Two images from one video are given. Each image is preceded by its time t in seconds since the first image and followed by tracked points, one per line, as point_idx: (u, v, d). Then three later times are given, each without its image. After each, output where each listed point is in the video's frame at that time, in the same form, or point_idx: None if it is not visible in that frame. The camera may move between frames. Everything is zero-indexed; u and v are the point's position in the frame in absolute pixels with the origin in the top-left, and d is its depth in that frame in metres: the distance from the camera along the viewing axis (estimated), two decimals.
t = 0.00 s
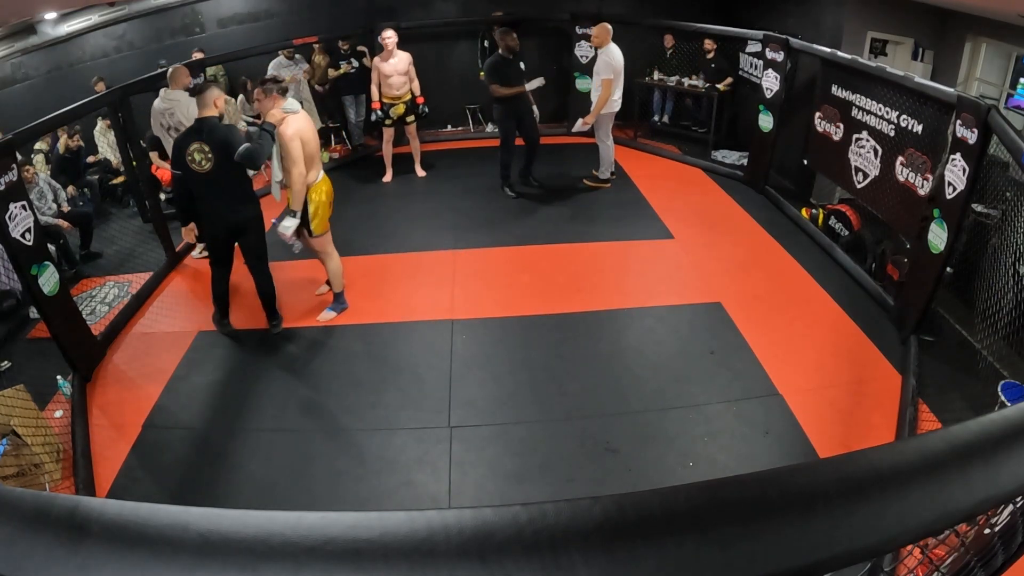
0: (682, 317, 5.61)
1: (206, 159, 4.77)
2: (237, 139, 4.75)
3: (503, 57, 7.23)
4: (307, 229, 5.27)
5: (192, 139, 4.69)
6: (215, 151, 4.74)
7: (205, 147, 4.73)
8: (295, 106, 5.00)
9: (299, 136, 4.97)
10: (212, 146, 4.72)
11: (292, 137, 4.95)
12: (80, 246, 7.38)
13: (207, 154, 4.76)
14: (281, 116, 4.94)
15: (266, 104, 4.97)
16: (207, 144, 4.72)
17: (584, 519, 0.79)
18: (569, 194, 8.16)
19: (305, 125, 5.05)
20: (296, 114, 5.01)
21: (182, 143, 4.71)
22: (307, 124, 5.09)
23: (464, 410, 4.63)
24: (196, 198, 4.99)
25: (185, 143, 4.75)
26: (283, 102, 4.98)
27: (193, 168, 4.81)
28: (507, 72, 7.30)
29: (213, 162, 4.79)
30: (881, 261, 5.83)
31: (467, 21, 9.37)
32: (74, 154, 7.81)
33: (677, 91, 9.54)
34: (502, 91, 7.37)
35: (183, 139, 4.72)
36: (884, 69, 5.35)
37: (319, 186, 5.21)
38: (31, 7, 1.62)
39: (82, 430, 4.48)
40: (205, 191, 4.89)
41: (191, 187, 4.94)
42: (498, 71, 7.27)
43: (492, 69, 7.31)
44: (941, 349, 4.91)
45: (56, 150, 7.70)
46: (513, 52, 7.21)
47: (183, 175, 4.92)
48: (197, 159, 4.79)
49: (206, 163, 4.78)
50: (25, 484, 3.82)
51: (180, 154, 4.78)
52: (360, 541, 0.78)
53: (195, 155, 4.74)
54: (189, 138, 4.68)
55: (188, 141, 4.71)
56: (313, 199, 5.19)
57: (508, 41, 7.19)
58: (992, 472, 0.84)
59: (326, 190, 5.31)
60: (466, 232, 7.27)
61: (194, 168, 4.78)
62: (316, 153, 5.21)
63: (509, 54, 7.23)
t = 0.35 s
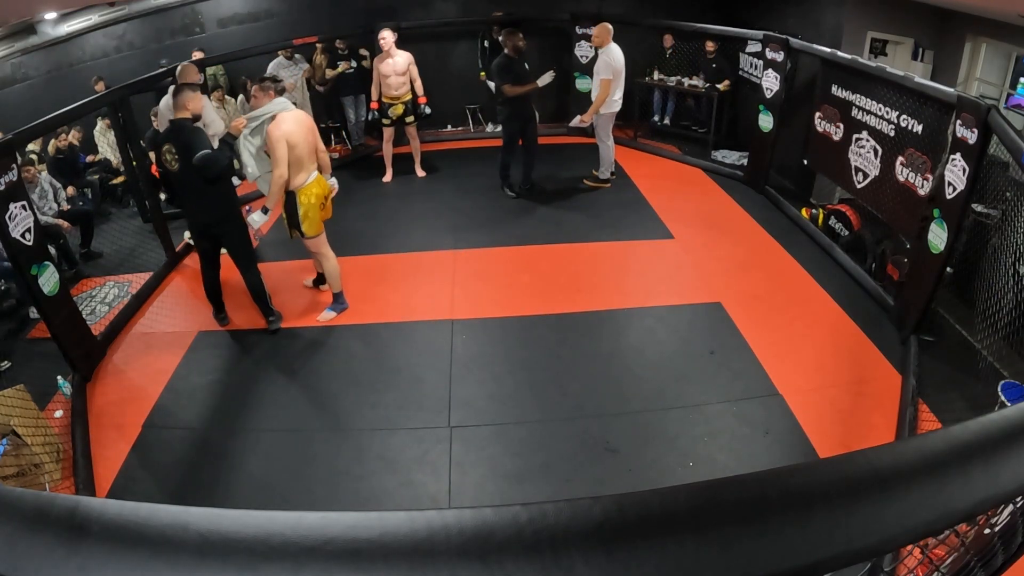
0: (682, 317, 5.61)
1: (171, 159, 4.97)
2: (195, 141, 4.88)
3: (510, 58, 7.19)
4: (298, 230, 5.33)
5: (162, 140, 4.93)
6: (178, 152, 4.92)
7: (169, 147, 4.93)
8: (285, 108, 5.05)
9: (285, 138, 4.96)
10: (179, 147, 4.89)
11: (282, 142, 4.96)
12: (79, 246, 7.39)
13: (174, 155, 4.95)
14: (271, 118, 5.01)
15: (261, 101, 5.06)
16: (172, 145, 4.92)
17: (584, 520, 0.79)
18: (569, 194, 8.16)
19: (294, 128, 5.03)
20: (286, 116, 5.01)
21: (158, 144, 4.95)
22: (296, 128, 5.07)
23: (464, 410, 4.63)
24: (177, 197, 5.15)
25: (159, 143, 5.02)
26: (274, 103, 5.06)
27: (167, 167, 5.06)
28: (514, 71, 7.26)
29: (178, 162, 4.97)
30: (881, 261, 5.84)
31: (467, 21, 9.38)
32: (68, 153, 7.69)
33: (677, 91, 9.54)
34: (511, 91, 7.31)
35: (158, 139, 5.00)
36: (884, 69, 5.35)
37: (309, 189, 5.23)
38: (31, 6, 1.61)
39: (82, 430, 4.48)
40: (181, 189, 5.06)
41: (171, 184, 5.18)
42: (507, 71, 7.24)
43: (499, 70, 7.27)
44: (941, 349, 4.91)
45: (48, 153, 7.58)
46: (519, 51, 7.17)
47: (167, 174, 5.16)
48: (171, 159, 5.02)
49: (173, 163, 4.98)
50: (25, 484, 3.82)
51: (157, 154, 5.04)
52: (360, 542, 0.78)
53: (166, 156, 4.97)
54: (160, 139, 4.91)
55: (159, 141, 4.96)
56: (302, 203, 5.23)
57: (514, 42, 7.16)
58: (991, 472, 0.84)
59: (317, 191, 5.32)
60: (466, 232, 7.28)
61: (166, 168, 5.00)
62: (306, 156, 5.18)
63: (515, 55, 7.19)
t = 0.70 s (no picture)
0: (682, 317, 5.61)
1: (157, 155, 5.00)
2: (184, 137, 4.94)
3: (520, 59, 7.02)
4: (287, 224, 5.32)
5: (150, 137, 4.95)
6: (165, 147, 4.96)
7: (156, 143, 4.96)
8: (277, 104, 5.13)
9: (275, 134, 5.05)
10: (167, 143, 4.93)
11: (268, 134, 5.05)
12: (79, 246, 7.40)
13: (162, 153, 4.98)
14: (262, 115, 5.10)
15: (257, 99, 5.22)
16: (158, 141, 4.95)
17: (584, 520, 0.79)
18: (568, 194, 8.16)
19: (283, 123, 5.10)
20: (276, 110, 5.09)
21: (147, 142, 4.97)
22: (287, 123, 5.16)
23: (464, 410, 4.63)
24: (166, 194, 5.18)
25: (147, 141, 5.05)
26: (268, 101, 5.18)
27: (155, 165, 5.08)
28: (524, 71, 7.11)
29: (166, 158, 5.00)
30: (881, 261, 5.83)
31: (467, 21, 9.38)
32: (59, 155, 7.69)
33: (677, 91, 9.54)
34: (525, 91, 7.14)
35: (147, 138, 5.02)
36: (884, 69, 5.35)
37: (298, 182, 5.22)
38: (32, 6, 1.62)
39: (82, 430, 4.48)
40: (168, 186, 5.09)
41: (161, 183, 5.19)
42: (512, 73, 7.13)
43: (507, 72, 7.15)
44: (941, 349, 4.91)
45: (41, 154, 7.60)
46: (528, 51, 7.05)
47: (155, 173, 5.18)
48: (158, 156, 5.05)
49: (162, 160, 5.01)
50: (25, 484, 3.82)
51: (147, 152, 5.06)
52: (360, 541, 0.78)
53: (154, 153, 4.98)
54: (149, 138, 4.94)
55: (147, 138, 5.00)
56: (290, 195, 5.22)
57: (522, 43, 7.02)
58: (991, 472, 0.84)
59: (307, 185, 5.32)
60: (466, 232, 7.28)
61: (155, 166, 5.02)
62: (296, 151, 5.22)
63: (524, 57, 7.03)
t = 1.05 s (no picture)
0: (682, 317, 5.61)
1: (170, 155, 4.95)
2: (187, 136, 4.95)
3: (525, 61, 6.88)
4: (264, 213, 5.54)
5: (156, 139, 4.87)
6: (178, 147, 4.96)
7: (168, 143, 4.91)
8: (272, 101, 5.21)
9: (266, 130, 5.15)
10: (174, 141, 4.93)
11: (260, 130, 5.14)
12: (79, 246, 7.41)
13: (171, 153, 4.94)
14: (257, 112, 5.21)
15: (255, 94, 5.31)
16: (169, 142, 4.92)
17: (585, 520, 0.79)
18: (568, 194, 8.17)
19: (275, 121, 5.19)
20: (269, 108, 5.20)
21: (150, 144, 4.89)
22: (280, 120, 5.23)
23: (464, 410, 4.63)
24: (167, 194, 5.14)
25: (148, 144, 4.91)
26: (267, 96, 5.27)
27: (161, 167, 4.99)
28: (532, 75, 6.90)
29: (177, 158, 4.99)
30: (881, 261, 5.83)
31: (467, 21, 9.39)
32: (62, 155, 7.74)
33: (677, 91, 9.53)
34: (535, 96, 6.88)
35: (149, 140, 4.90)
36: (884, 69, 5.35)
37: (281, 179, 5.39)
38: (30, 7, 1.62)
39: (82, 430, 4.48)
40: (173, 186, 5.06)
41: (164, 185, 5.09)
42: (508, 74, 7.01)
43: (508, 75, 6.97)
44: (941, 349, 4.91)
45: (44, 153, 7.63)
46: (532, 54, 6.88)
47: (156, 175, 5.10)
48: (163, 158, 4.97)
49: (172, 159, 4.97)
50: (25, 484, 3.82)
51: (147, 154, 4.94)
52: (360, 541, 0.78)
53: (161, 155, 4.91)
54: (153, 138, 4.87)
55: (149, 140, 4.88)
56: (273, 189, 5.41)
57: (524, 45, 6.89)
58: (991, 472, 0.84)
59: (291, 183, 5.49)
60: (466, 232, 7.28)
61: (162, 167, 4.95)
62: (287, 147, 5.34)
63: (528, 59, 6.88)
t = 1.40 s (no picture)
0: (683, 317, 5.61)
1: (176, 151, 4.95)
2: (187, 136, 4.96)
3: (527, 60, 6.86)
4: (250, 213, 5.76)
5: (159, 138, 4.86)
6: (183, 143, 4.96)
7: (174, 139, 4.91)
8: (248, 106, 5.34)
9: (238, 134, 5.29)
10: (181, 137, 4.93)
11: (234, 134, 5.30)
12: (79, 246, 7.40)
13: (177, 149, 4.94)
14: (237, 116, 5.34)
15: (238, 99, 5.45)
16: (173, 138, 4.91)
17: (585, 520, 0.78)
18: (568, 194, 8.17)
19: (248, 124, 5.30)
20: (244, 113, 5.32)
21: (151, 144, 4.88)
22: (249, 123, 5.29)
23: (464, 410, 4.63)
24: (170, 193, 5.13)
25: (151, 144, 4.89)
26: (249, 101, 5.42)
27: (166, 166, 4.96)
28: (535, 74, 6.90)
29: (183, 154, 4.99)
30: (881, 261, 5.83)
31: (467, 22, 9.40)
32: (61, 156, 7.72)
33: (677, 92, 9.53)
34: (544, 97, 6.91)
35: (151, 139, 4.88)
36: (884, 69, 5.35)
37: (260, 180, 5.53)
38: (28, 6, 1.60)
39: (82, 430, 4.48)
40: (177, 184, 5.06)
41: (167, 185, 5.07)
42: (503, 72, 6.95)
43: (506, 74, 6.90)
44: (942, 349, 4.91)
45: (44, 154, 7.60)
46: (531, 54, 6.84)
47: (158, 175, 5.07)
48: (168, 156, 4.96)
49: (178, 156, 4.97)
50: (25, 484, 3.82)
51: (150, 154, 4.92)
52: (360, 540, 0.78)
53: (166, 151, 4.89)
54: (156, 136, 4.85)
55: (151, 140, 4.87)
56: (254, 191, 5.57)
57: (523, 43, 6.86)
58: (991, 472, 0.84)
59: (270, 185, 5.58)
60: (466, 232, 7.28)
61: (167, 165, 4.94)
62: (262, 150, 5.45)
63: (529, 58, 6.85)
